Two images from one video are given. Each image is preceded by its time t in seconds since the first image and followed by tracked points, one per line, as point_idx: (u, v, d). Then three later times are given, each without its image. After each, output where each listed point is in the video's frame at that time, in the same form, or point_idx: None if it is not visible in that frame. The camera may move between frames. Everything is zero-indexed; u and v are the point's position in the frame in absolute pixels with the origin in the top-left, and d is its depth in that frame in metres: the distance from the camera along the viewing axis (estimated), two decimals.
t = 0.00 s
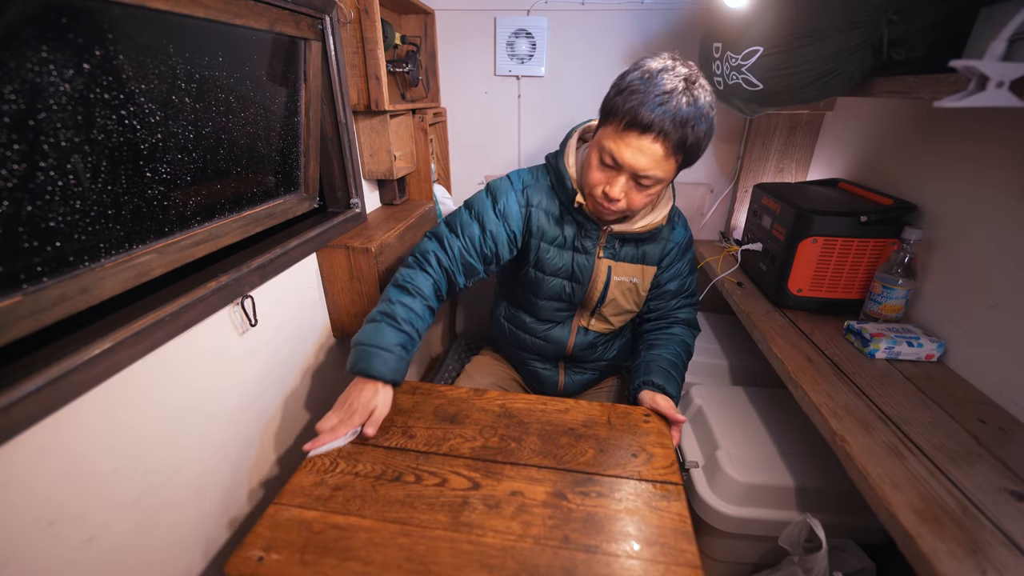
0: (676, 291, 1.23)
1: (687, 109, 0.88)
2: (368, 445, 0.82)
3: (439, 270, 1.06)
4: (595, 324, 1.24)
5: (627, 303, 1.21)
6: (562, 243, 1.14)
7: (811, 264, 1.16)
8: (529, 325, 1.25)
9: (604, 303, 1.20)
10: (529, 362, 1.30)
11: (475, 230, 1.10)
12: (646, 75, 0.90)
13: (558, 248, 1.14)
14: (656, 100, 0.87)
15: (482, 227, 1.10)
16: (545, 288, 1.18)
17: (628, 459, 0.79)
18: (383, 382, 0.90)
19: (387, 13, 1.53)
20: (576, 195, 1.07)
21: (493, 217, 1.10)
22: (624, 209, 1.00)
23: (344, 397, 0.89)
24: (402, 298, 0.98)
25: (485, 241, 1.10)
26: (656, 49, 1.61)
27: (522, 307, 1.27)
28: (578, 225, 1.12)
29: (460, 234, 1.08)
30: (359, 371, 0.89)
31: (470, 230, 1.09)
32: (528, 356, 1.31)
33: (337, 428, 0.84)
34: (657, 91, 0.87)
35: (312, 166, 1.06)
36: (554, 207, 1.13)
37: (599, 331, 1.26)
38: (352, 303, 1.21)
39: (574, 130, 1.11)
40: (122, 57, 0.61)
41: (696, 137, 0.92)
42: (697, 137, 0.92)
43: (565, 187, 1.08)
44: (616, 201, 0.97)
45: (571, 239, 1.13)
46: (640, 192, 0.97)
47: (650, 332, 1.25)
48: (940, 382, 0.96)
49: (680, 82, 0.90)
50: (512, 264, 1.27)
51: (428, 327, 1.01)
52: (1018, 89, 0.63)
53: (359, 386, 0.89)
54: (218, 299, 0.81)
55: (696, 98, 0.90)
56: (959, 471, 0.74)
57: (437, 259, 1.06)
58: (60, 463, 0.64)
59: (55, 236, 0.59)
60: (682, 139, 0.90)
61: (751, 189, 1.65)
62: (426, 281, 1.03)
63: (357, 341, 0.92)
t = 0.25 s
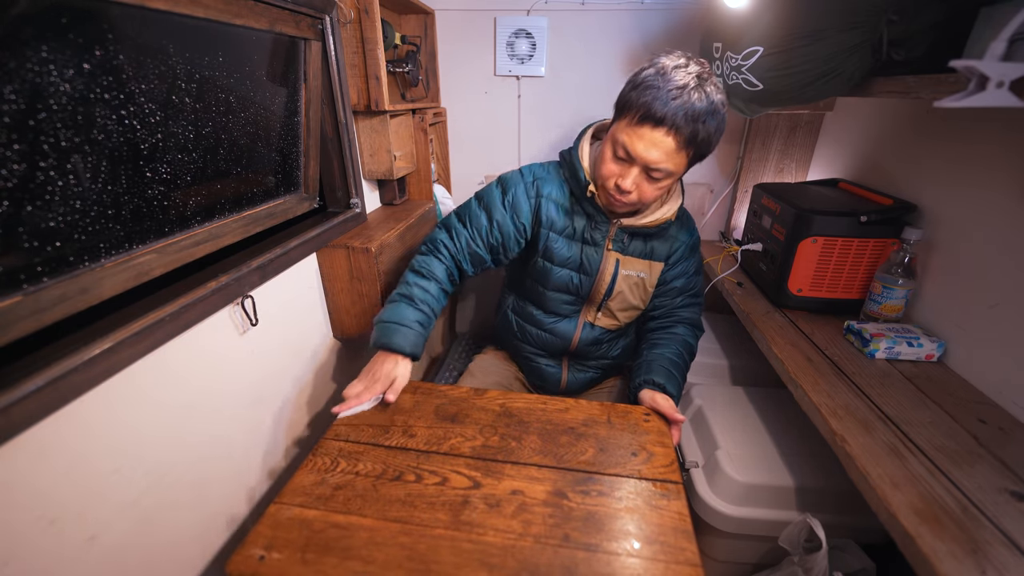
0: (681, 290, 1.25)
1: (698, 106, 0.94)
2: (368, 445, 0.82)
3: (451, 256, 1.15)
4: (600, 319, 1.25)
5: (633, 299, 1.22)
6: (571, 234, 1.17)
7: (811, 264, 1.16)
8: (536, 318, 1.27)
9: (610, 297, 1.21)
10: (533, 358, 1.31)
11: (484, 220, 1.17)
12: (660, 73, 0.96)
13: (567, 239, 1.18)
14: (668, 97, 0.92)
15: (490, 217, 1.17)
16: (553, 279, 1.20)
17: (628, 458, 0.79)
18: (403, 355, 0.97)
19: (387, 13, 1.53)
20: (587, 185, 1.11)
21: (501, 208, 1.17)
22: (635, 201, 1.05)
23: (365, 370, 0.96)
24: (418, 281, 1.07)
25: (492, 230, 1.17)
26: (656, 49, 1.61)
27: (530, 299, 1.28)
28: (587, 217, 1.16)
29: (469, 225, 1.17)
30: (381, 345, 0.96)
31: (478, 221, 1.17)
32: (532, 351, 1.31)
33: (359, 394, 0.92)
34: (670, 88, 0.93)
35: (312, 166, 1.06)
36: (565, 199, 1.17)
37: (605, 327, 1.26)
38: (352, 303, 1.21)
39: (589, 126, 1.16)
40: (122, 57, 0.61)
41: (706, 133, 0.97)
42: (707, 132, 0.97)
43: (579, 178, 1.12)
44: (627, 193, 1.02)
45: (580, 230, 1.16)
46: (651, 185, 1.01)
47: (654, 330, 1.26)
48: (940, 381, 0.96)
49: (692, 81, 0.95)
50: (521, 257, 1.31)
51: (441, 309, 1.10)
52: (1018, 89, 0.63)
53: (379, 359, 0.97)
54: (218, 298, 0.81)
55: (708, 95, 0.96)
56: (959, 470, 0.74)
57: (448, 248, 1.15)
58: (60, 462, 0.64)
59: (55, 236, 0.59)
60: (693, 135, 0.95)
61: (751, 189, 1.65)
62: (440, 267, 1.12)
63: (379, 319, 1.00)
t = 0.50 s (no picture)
0: (683, 290, 1.26)
1: (707, 109, 0.95)
2: (368, 445, 0.82)
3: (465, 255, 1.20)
4: (603, 315, 1.25)
5: (636, 296, 1.23)
6: (576, 229, 1.19)
7: (811, 264, 1.16)
8: (539, 313, 1.27)
9: (613, 294, 1.22)
10: (534, 354, 1.31)
11: (493, 217, 1.20)
12: (671, 75, 0.97)
13: (572, 234, 1.19)
14: (678, 100, 0.94)
15: (498, 214, 1.20)
16: (556, 273, 1.22)
17: (628, 458, 0.79)
18: (424, 349, 1.02)
19: (387, 13, 1.53)
20: (595, 180, 1.13)
21: (509, 204, 1.20)
22: (642, 201, 1.06)
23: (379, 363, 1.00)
24: (435, 282, 1.13)
25: (501, 227, 1.20)
26: (656, 49, 1.61)
27: (533, 294, 1.29)
28: (593, 214, 1.18)
29: (478, 223, 1.20)
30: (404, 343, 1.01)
31: (488, 218, 1.20)
32: (533, 347, 1.31)
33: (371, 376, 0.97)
34: (680, 91, 0.94)
35: (312, 166, 1.06)
36: (571, 195, 1.19)
37: (607, 324, 1.26)
38: (352, 302, 1.22)
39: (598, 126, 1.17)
40: (122, 57, 0.61)
41: (714, 135, 0.99)
42: (715, 135, 0.99)
43: (586, 174, 1.14)
44: (636, 193, 1.03)
45: (586, 226, 1.19)
46: (659, 185, 1.03)
47: (656, 329, 1.26)
48: (940, 381, 0.96)
49: (701, 84, 0.97)
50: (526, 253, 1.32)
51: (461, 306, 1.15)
52: (1017, 89, 0.63)
53: (397, 352, 1.01)
54: (218, 298, 0.81)
55: (717, 98, 0.97)
56: (959, 470, 0.74)
57: (462, 248, 1.20)
58: (60, 462, 0.64)
59: (56, 236, 0.59)
60: (701, 138, 0.97)
61: (751, 189, 1.65)
62: (455, 265, 1.17)
63: (401, 317, 1.06)
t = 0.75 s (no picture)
0: (685, 290, 1.26)
1: (709, 109, 0.95)
2: (368, 446, 0.82)
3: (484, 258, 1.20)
4: (604, 313, 1.25)
5: (638, 294, 1.24)
6: (580, 226, 1.20)
7: (811, 264, 1.16)
8: (541, 310, 1.27)
9: (615, 291, 1.22)
10: (535, 353, 1.31)
11: (505, 218, 1.21)
12: (673, 76, 0.97)
13: (576, 231, 1.20)
14: (681, 101, 0.94)
15: (509, 213, 1.20)
16: (559, 269, 1.22)
17: (628, 459, 0.79)
18: (457, 350, 1.02)
19: (387, 13, 1.53)
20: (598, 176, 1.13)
21: (519, 202, 1.20)
22: (646, 200, 1.07)
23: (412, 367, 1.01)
24: (460, 286, 1.12)
25: (514, 227, 1.21)
26: (656, 50, 1.61)
27: (536, 291, 1.30)
28: (597, 211, 1.18)
29: (492, 225, 1.21)
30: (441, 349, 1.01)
31: (500, 219, 1.21)
32: (534, 345, 1.32)
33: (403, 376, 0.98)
34: (682, 92, 0.94)
35: (312, 166, 1.06)
36: (576, 192, 1.20)
37: (608, 322, 1.26)
38: (352, 303, 1.22)
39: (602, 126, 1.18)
40: (122, 57, 0.61)
41: (717, 136, 0.99)
42: (718, 135, 0.99)
43: (590, 170, 1.15)
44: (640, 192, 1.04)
45: (590, 223, 1.19)
46: (663, 184, 1.03)
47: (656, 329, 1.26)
48: (940, 382, 0.96)
49: (704, 84, 0.97)
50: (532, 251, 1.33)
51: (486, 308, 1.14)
52: (1018, 89, 0.63)
53: (429, 355, 1.02)
54: (218, 299, 0.81)
55: (719, 98, 0.97)
56: (959, 471, 0.74)
57: (479, 252, 1.20)
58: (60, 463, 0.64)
59: (55, 236, 0.59)
60: (704, 138, 0.97)
61: (751, 189, 1.65)
62: (476, 270, 1.17)
63: (430, 321, 1.05)
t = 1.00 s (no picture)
0: (686, 288, 1.25)
1: (708, 106, 0.96)
2: (368, 446, 0.82)
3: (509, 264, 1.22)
4: (606, 310, 1.25)
5: (639, 291, 1.23)
6: (582, 224, 1.19)
7: (811, 264, 1.16)
8: (544, 308, 1.28)
9: (616, 288, 1.22)
10: (537, 351, 1.32)
11: (520, 223, 1.22)
12: (671, 75, 0.97)
13: (578, 228, 1.20)
14: (680, 99, 0.94)
15: (523, 217, 1.22)
16: (562, 266, 1.22)
17: (628, 459, 0.79)
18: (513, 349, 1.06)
19: (387, 13, 1.53)
20: (599, 173, 1.13)
21: (530, 205, 1.22)
22: (648, 198, 1.07)
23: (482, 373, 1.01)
24: (495, 297, 1.15)
25: (530, 231, 1.23)
26: (656, 50, 1.61)
27: (540, 289, 1.30)
28: (598, 208, 1.18)
29: (509, 231, 1.22)
30: (500, 359, 1.04)
31: (515, 224, 1.22)
32: (537, 344, 1.32)
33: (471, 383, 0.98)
34: (681, 90, 0.95)
35: (312, 166, 1.06)
36: (579, 190, 1.20)
37: (611, 320, 1.26)
38: (352, 303, 1.22)
39: (602, 126, 1.18)
40: (122, 57, 0.61)
41: (717, 132, 0.99)
42: (718, 131, 0.99)
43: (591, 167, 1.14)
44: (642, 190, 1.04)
45: (592, 220, 1.19)
46: (665, 181, 1.04)
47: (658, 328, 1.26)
48: (940, 382, 0.96)
49: (702, 81, 0.97)
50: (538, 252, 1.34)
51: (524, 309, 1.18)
52: (1018, 89, 0.63)
53: (492, 360, 1.05)
54: (218, 299, 0.81)
55: (718, 95, 0.97)
56: (959, 471, 0.74)
57: (501, 261, 1.22)
58: (60, 462, 0.64)
59: (55, 236, 0.59)
60: (704, 134, 0.98)
61: (750, 189, 1.65)
62: (502, 276, 1.20)
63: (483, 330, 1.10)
